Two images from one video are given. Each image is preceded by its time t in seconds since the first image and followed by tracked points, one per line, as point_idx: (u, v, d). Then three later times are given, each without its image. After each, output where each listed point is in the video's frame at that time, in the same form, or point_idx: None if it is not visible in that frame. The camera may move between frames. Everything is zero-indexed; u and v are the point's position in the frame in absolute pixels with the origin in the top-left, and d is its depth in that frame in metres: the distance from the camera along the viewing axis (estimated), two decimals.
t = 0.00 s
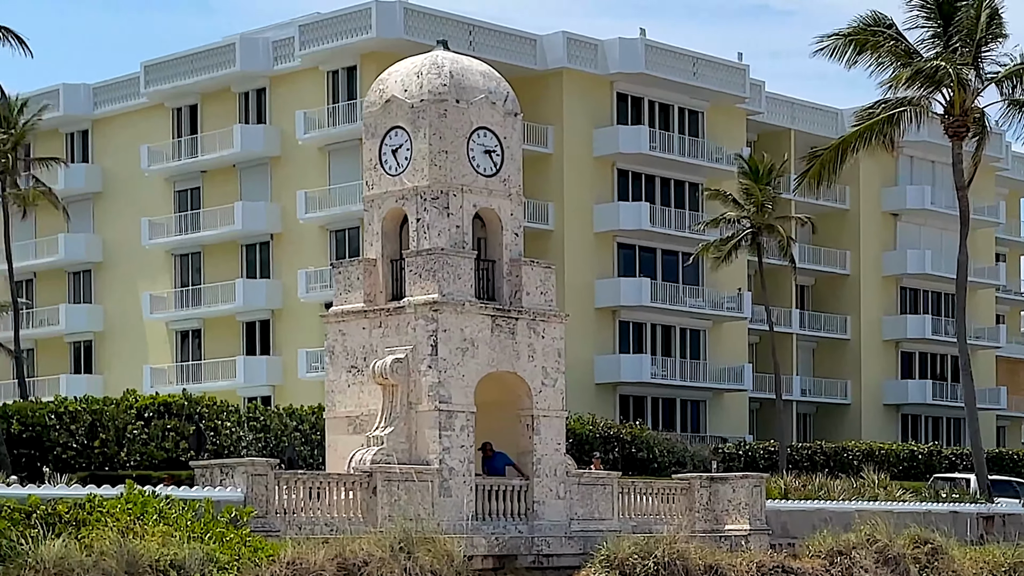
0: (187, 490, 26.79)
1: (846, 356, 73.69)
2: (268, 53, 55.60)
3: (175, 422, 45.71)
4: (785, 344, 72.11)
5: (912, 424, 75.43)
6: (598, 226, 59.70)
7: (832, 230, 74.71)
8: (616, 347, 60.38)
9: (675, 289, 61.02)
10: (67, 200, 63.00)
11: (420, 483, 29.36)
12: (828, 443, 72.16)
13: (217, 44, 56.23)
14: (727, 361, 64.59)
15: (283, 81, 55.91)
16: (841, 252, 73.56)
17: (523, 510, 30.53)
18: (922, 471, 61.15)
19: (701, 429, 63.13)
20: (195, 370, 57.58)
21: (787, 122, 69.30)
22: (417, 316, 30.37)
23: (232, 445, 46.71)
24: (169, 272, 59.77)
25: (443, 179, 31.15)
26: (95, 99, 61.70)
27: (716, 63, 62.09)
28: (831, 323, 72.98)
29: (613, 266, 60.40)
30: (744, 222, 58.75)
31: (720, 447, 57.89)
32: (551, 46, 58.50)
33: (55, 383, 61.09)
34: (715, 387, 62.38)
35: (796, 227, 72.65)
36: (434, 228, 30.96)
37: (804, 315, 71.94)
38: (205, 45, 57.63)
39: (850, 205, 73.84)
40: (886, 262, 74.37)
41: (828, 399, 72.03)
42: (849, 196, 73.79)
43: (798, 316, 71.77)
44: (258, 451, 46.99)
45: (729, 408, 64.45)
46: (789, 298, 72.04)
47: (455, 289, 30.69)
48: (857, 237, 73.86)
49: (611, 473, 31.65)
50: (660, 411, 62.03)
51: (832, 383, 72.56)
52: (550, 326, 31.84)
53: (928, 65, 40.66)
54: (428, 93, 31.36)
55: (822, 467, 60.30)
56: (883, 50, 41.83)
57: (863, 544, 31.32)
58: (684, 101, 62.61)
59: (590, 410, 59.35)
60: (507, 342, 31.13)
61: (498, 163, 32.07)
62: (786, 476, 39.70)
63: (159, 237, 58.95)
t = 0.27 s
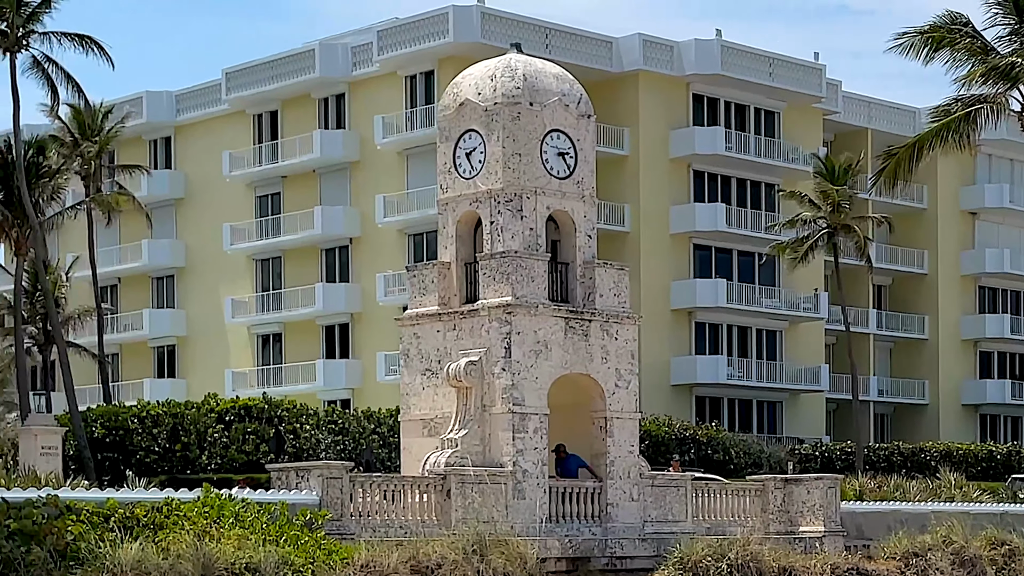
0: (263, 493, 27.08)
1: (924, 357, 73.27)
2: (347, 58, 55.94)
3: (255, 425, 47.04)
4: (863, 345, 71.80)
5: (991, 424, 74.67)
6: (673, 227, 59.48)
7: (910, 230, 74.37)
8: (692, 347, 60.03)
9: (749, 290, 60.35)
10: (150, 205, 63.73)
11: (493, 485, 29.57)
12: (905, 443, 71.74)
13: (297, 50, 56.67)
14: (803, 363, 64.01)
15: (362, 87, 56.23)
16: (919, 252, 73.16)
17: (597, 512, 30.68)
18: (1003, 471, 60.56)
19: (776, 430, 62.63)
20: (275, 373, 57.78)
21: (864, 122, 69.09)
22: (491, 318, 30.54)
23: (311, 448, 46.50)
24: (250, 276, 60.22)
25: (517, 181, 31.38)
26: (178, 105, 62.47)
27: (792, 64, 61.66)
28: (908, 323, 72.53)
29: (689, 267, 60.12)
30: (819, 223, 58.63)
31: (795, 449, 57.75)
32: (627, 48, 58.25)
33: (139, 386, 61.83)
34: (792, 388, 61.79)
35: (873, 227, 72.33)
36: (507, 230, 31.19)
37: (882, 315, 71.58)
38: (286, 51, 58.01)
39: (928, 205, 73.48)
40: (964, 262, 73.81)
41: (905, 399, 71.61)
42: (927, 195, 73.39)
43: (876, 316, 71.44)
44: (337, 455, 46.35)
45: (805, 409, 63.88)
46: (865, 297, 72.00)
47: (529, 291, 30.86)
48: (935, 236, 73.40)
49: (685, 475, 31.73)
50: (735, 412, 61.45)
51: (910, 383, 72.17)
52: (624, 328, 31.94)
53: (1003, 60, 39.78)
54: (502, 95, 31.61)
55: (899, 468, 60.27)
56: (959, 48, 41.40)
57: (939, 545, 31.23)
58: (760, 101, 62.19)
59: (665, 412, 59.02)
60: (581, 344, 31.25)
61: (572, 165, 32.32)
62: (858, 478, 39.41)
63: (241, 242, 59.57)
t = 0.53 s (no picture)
0: (328, 496, 27.34)
1: (994, 357, 72.77)
2: (417, 63, 56.28)
3: (326, 428, 46.89)
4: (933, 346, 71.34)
5: None
6: (742, 228, 58.74)
7: (980, 229, 73.95)
8: (761, 350, 59.20)
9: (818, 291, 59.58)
10: (224, 211, 64.47)
11: (558, 488, 29.69)
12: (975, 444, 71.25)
13: (368, 56, 57.05)
14: (873, 364, 63.13)
15: (431, 91, 56.55)
16: (989, 251, 72.64)
17: (661, 515, 30.76)
18: None
19: (846, 432, 61.82)
20: (347, 377, 57.98)
21: (933, 121, 68.84)
22: (555, 321, 30.61)
23: (381, 451, 46.60)
24: (322, 281, 60.68)
25: (581, 184, 31.47)
26: (251, 111, 63.05)
27: (862, 63, 60.80)
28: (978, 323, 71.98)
29: (757, 269, 59.34)
30: (888, 223, 57.84)
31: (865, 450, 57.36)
32: (695, 50, 57.36)
33: (213, 391, 62.47)
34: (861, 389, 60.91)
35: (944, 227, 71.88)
36: (572, 233, 31.31)
37: (952, 315, 71.03)
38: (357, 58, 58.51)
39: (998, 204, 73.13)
40: None
41: (976, 399, 71.07)
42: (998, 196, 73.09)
43: (945, 316, 70.89)
44: (406, 456, 46.71)
45: (876, 411, 62.97)
46: (935, 298, 71.43)
47: (593, 293, 30.92)
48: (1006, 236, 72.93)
49: (750, 477, 31.71)
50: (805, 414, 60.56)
51: (981, 384, 71.64)
52: (688, 330, 31.93)
53: None
54: (566, 98, 31.71)
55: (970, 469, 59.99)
56: None
57: (1006, 547, 31.13)
58: (829, 102, 61.30)
59: (735, 415, 58.24)
60: (645, 346, 31.29)
61: (636, 167, 32.31)
62: (923, 479, 39.14)
63: (313, 246, 60.00)
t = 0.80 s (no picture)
0: (381, 499, 27.50)
1: None
2: (475, 67, 56.51)
3: (385, 431, 47.05)
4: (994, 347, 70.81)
5: None
6: (799, 229, 58.43)
7: None
8: (819, 351, 58.88)
9: (877, 292, 59.17)
10: (284, 216, 64.98)
11: (612, 490, 29.77)
12: None
13: (427, 60, 57.33)
14: (933, 364, 62.50)
15: (489, 95, 56.72)
16: None
17: (715, 517, 30.79)
18: None
19: (905, 433, 61.24)
20: (407, 381, 58.32)
21: (994, 120, 68.46)
22: (608, 323, 30.63)
23: (440, 454, 46.83)
24: (382, 284, 61.04)
25: (635, 186, 31.39)
26: (312, 116, 63.46)
27: (921, 63, 60.45)
28: None
29: (816, 271, 59.05)
30: (946, 223, 57.31)
31: (923, 452, 57.06)
32: (753, 51, 57.20)
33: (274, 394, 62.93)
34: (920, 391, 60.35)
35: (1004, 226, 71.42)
36: (626, 235, 31.20)
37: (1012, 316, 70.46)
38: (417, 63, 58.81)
39: None
40: None
41: None
42: None
43: (1006, 316, 70.22)
44: (465, 458, 47.01)
45: (936, 412, 62.36)
46: (995, 299, 70.79)
47: (646, 295, 30.90)
48: None
49: (805, 479, 31.67)
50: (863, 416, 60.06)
51: None
52: (742, 331, 31.80)
53: None
54: (620, 99, 31.71)
55: None
56: None
57: None
58: (887, 101, 61.01)
59: (792, 416, 57.90)
60: (699, 348, 31.23)
61: (690, 168, 32.18)
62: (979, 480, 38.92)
63: (373, 250, 60.40)
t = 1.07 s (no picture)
0: (421, 501, 27.61)
1: None
2: (522, 70, 56.56)
3: (430, 434, 46.92)
4: None
5: None
6: (846, 231, 58.17)
7: None
8: (866, 352, 58.64)
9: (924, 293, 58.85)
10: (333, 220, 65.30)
11: (652, 492, 29.81)
12: None
13: (474, 64, 57.45)
14: (977, 366, 62.16)
15: (536, 97, 56.71)
16: None
17: (757, 518, 30.81)
18: None
19: (953, 434, 60.84)
20: (454, 383, 58.47)
21: None
22: (650, 324, 30.59)
23: (484, 456, 46.59)
24: (429, 288, 61.26)
25: (676, 187, 31.24)
26: (360, 120, 63.68)
27: (968, 63, 60.10)
28: None
29: (863, 272, 58.82)
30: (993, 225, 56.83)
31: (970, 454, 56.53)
32: (799, 52, 57.01)
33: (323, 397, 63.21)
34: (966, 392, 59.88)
35: None
36: (667, 236, 31.06)
37: None
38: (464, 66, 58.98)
39: None
40: None
41: None
42: None
43: None
44: (510, 461, 46.70)
45: (982, 414, 61.93)
46: None
47: (687, 296, 30.82)
48: None
49: (847, 480, 31.82)
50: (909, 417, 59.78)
51: None
52: (784, 332, 31.73)
53: None
54: (660, 101, 31.51)
55: None
56: None
57: None
58: (934, 102, 60.70)
59: (838, 418, 57.75)
60: (740, 349, 31.14)
61: (732, 169, 32.00)
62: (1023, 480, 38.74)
63: (420, 254, 60.65)
